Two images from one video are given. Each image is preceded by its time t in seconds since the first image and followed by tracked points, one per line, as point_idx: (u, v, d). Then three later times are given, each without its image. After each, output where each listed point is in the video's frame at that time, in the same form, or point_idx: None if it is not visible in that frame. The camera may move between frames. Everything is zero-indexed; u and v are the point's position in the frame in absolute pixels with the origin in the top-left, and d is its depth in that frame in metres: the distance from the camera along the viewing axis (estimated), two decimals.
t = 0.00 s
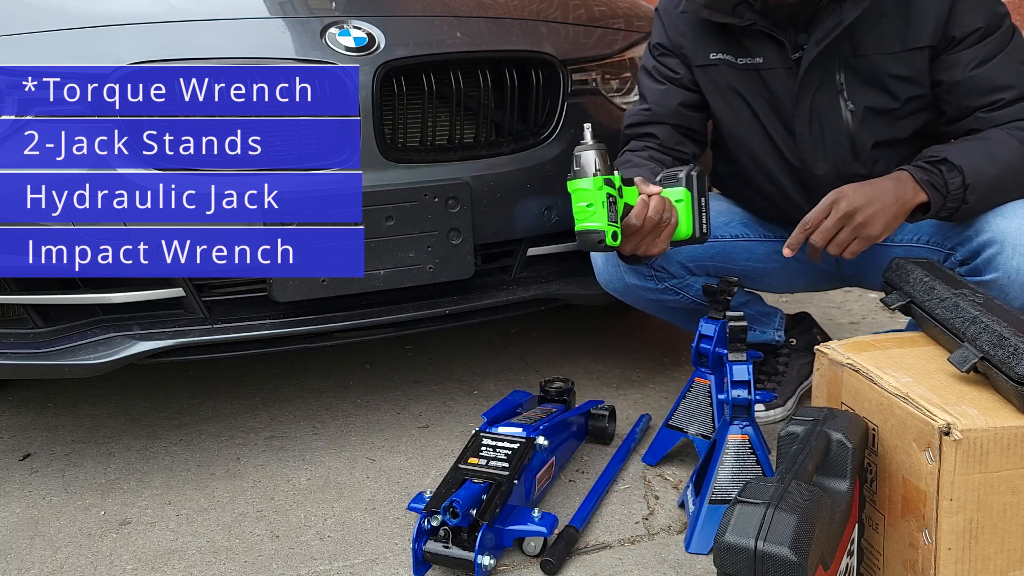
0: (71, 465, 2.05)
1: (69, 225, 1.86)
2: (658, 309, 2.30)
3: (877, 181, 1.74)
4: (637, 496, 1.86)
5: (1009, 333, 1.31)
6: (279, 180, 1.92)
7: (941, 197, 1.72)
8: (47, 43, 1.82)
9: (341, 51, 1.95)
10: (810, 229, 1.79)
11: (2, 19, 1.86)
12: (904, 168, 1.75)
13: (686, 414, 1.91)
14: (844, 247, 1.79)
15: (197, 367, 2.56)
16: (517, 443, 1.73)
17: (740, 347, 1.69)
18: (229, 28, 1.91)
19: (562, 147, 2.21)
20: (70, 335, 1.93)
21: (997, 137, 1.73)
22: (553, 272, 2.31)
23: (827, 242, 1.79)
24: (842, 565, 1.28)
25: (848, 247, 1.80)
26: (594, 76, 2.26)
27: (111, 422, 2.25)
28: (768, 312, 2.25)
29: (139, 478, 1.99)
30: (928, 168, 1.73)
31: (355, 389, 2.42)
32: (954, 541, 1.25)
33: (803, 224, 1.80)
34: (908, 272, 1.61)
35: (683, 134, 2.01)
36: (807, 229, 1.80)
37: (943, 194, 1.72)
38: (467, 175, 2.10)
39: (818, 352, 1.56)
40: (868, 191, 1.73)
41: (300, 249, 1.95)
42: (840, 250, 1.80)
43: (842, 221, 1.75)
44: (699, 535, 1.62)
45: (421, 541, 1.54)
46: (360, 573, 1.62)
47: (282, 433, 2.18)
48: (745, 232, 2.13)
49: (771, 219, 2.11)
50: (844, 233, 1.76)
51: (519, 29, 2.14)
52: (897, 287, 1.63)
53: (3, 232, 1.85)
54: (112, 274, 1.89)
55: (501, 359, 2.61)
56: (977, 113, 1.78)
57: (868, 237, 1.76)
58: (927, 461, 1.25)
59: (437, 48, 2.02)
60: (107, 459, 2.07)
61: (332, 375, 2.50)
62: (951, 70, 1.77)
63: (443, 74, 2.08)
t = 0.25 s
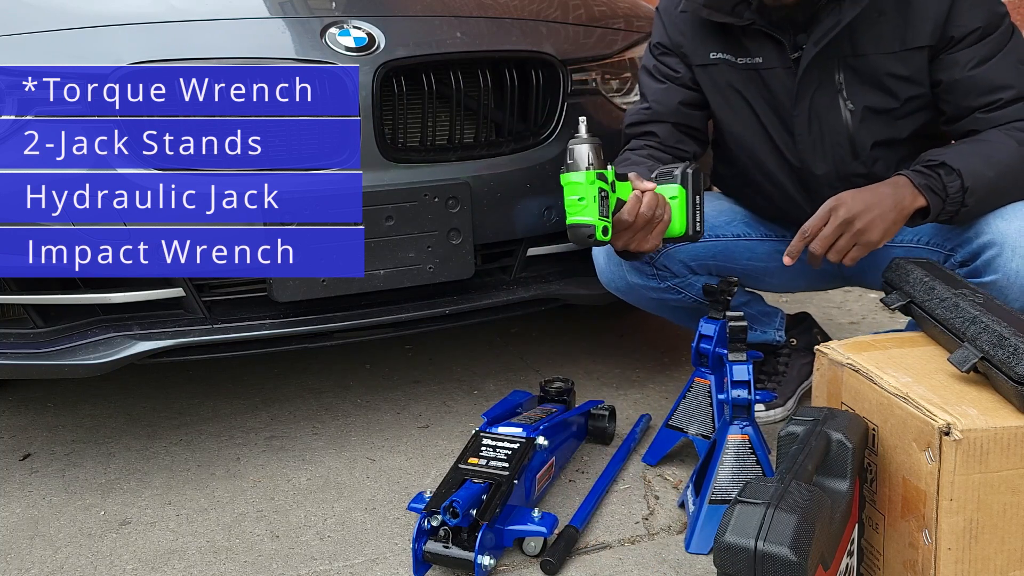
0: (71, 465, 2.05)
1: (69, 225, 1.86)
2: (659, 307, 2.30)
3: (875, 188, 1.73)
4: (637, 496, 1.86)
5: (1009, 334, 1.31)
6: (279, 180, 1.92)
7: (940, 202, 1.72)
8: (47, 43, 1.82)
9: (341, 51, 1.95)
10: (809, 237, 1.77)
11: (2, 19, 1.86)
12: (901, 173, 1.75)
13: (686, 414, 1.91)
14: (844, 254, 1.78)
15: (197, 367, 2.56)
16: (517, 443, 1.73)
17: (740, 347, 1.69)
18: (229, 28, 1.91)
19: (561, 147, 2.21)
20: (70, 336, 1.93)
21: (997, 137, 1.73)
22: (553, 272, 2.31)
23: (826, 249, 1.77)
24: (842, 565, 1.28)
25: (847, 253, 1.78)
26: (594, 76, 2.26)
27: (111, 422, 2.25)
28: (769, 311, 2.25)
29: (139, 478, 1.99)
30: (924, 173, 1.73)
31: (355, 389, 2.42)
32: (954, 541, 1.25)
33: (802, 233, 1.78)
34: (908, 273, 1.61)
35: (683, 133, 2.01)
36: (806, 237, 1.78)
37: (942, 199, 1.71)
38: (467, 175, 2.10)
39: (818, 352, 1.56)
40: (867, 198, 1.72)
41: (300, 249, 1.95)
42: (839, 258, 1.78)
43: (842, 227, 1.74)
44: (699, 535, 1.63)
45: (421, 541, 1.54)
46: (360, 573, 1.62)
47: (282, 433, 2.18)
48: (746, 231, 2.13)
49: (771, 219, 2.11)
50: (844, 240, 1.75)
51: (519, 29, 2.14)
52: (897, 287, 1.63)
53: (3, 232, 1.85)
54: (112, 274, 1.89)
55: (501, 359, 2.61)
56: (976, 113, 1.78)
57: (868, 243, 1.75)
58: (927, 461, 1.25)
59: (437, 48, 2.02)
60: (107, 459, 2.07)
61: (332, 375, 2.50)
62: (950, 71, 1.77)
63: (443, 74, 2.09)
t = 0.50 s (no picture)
0: (71, 465, 2.05)
1: (69, 225, 1.86)
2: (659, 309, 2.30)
3: (871, 186, 1.74)
4: (637, 496, 1.86)
5: (1010, 333, 1.31)
6: (279, 180, 1.92)
7: (936, 201, 1.72)
8: (47, 44, 1.82)
9: (340, 51, 1.95)
10: (805, 236, 1.78)
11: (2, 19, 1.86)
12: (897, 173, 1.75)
13: (686, 414, 1.91)
14: (841, 253, 1.78)
15: (197, 367, 2.56)
16: (517, 443, 1.73)
17: (740, 347, 1.69)
18: (229, 28, 1.91)
19: (561, 148, 2.21)
20: (70, 336, 1.93)
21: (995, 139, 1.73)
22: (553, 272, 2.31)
23: (822, 248, 1.78)
24: (842, 565, 1.28)
25: (844, 253, 1.78)
26: (594, 76, 2.26)
27: (111, 422, 2.25)
28: (769, 312, 2.25)
29: (139, 478, 1.99)
30: (921, 172, 1.73)
31: (356, 389, 2.42)
32: (954, 541, 1.25)
33: (798, 232, 1.79)
34: (908, 272, 1.61)
35: (682, 136, 2.01)
36: (802, 236, 1.79)
37: (938, 198, 1.71)
38: (466, 175, 2.10)
39: (818, 352, 1.56)
40: (862, 196, 1.73)
41: (300, 249, 1.95)
42: (836, 257, 1.79)
43: (837, 226, 1.74)
44: (700, 535, 1.62)
45: (421, 541, 1.54)
46: (360, 573, 1.62)
47: (282, 433, 2.18)
48: (746, 232, 2.13)
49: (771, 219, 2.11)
50: (839, 238, 1.76)
51: (518, 29, 2.14)
52: (897, 287, 1.63)
53: (3, 232, 1.85)
54: (112, 274, 1.89)
55: (501, 359, 2.61)
56: (976, 114, 1.78)
57: (864, 242, 1.75)
58: (927, 461, 1.25)
59: (437, 48, 2.02)
60: (107, 459, 2.07)
61: (332, 375, 2.50)
62: (950, 72, 1.77)
63: (443, 74, 2.08)
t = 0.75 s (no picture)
0: (71, 465, 2.05)
1: (69, 225, 1.86)
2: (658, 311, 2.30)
3: (876, 185, 1.73)
4: (637, 496, 1.86)
5: (1010, 334, 1.31)
6: (279, 180, 1.92)
7: (941, 199, 1.71)
8: (47, 44, 1.82)
9: (341, 51, 1.95)
10: (812, 237, 1.76)
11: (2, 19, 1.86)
12: (902, 171, 1.74)
13: (686, 414, 1.91)
14: (848, 253, 1.76)
15: (197, 367, 2.56)
16: (517, 443, 1.73)
17: (740, 348, 1.69)
18: (229, 28, 1.91)
19: (561, 148, 2.21)
20: (70, 336, 1.93)
21: (997, 140, 1.73)
22: (553, 272, 2.31)
23: (829, 249, 1.76)
24: (842, 565, 1.28)
25: (851, 253, 1.77)
26: (594, 76, 2.26)
27: (111, 422, 2.25)
28: (768, 312, 2.25)
29: (139, 478, 1.99)
30: (925, 170, 1.73)
31: (355, 389, 2.42)
32: (954, 542, 1.25)
33: (804, 233, 1.77)
34: (908, 272, 1.61)
35: (681, 138, 2.00)
36: (809, 238, 1.77)
37: (943, 196, 1.71)
38: (466, 175, 2.10)
39: (818, 352, 1.56)
40: (868, 195, 1.72)
41: (300, 249, 1.95)
42: (843, 258, 1.77)
43: (844, 226, 1.73)
44: (700, 535, 1.63)
45: (421, 541, 1.54)
46: (360, 573, 1.62)
47: (282, 433, 2.18)
48: (745, 233, 2.13)
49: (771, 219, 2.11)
50: (847, 238, 1.74)
51: (519, 29, 2.14)
52: (897, 287, 1.62)
53: (3, 232, 1.85)
54: (112, 274, 1.89)
55: (501, 359, 2.61)
56: (977, 115, 1.78)
57: (870, 241, 1.74)
58: (927, 462, 1.25)
59: (437, 48, 2.02)
60: (107, 459, 2.07)
61: (332, 375, 2.50)
62: (951, 72, 1.77)
63: (443, 74, 2.09)
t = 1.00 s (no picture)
0: (71, 465, 2.05)
1: (69, 225, 1.86)
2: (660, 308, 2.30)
3: (878, 185, 1.73)
4: (636, 496, 1.86)
5: (1010, 334, 1.31)
6: (279, 180, 1.92)
7: (943, 197, 1.71)
8: (47, 44, 1.82)
9: (341, 51, 1.95)
10: (815, 238, 1.77)
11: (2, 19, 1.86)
12: (904, 170, 1.74)
13: (686, 414, 1.91)
14: (851, 253, 1.76)
15: (197, 367, 2.56)
16: (517, 443, 1.73)
17: (740, 348, 1.69)
18: (229, 28, 1.91)
19: (562, 148, 2.21)
20: (70, 335, 1.93)
21: (996, 139, 1.73)
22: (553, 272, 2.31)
23: (833, 249, 1.76)
24: (842, 565, 1.28)
25: (855, 253, 1.77)
26: (594, 76, 2.26)
27: (111, 422, 2.25)
28: (771, 313, 2.24)
29: (139, 478, 1.99)
30: (927, 168, 1.72)
31: (356, 389, 2.42)
32: (954, 542, 1.25)
33: (807, 234, 1.78)
34: (908, 272, 1.61)
35: (678, 138, 1.98)
36: (812, 238, 1.77)
37: (945, 194, 1.71)
38: (466, 175, 2.10)
39: (818, 352, 1.56)
40: (870, 195, 1.71)
41: (300, 249, 1.95)
42: (847, 257, 1.77)
43: (846, 227, 1.73)
44: (700, 535, 1.63)
45: (421, 541, 1.54)
46: (359, 573, 1.62)
47: (282, 433, 2.18)
48: (747, 231, 2.13)
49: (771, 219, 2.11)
50: (851, 238, 1.74)
51: (519, 29, 2.14)
52: (897, 287, 1.62)
53: (3, 232, 1.85)
54: (112, 274, 1.89)
55: (501, 359, 2.61)
56: (978, 113, 1.78)
57: (874, 241, 1.74)
58: (927, 462, 1.25)
59: (437, 48, 2.02)
60: (107, 459, 2.07)
61: (332, 375, 2.50)
62: (951, 72, 1.77)
63: (443, 74, 2.09)
